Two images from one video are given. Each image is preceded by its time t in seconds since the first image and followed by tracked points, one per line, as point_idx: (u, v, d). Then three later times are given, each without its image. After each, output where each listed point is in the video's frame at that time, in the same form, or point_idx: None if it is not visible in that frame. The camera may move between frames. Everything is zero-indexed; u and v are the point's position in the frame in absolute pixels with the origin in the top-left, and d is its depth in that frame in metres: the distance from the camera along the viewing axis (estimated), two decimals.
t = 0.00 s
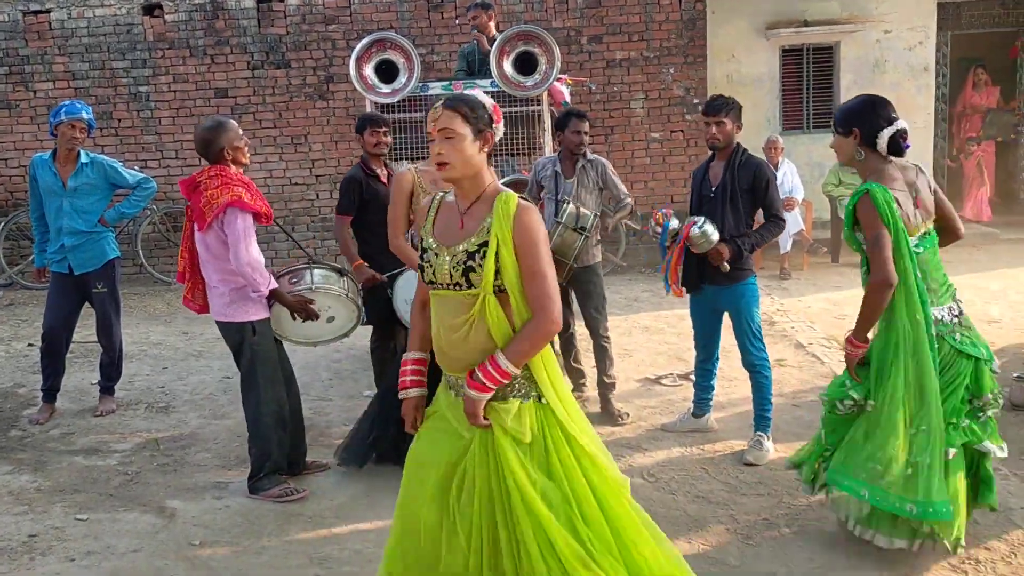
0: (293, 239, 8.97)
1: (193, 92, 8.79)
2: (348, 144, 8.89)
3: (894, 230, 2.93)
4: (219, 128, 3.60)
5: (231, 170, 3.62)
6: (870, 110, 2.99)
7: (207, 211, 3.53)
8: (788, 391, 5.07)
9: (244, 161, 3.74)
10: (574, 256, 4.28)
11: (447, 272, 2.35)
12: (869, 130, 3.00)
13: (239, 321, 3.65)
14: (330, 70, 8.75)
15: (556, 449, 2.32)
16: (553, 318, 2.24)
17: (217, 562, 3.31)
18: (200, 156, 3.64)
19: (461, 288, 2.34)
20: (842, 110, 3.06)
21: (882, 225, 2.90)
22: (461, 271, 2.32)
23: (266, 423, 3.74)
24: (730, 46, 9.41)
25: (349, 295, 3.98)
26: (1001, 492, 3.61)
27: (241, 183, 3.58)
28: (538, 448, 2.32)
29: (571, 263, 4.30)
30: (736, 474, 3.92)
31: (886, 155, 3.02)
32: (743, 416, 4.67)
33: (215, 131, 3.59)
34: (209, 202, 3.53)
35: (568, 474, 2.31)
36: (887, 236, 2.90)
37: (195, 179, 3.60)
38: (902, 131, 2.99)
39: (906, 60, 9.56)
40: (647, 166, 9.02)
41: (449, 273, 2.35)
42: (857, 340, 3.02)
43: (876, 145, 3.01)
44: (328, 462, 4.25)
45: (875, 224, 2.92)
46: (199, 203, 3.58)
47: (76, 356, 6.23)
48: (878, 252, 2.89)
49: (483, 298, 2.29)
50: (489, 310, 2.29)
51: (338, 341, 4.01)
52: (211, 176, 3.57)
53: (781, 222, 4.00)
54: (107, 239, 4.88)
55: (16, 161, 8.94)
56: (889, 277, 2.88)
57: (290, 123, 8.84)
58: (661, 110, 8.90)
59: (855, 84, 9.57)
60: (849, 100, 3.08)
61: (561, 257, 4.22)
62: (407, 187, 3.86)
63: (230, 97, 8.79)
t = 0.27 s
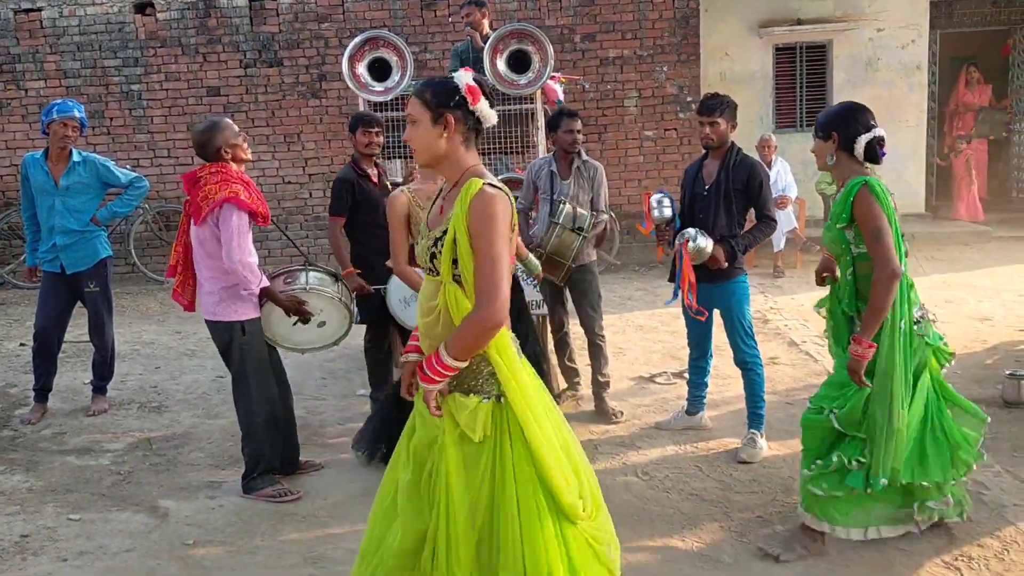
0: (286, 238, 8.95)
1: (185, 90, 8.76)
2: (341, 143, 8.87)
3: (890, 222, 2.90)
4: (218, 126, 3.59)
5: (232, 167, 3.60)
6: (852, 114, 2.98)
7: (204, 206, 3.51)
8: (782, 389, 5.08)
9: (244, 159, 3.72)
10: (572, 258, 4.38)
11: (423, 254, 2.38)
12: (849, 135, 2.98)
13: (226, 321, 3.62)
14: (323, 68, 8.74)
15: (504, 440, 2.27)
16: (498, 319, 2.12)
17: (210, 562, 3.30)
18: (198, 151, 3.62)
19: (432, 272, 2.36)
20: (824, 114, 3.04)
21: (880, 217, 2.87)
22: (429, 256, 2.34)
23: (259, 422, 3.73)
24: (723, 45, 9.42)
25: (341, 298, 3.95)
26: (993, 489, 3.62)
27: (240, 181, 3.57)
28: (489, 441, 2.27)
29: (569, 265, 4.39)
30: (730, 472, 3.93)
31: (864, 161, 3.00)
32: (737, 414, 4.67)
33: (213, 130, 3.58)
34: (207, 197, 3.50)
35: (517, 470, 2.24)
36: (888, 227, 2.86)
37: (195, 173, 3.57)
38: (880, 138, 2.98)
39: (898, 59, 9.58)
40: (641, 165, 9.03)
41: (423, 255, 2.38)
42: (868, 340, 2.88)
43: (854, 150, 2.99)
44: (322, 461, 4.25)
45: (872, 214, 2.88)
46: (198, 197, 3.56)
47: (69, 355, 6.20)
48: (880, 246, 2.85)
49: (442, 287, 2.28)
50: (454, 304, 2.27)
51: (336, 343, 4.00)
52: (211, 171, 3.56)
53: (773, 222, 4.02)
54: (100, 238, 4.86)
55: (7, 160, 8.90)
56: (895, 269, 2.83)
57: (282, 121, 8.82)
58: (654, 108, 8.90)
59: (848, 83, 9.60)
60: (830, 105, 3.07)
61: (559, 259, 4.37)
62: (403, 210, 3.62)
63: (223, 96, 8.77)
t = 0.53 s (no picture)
0: (280, 237, 8.94)
1: (178, 89, 8.74)
2: (334, 141, 8.86)
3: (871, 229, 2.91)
4: (213, 126, 3.58)
5: (223, 166, 3.59)
6: (837, 116, 3.00)
7: (196, 206, 3.51)
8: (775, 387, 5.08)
9: (236, 158, 3.71)
10: (561, 252, 4.40)
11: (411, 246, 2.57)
12: (834, 136, 2.99)
13: (220, 320, 3.62)
14: (316, 67, 8.72)
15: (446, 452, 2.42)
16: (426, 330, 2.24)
17: (203, 561, 3.29)
18: (191, 151, 3.61)
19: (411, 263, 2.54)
20: (809, 117, 3.06)
21: (860, 221, 2.88)
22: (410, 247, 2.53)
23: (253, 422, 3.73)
24: (717, 43, 9.44)
25: (335, 296, 3.94)
26: (985, 486, 3.64)
27: (232, 180, 3.56)
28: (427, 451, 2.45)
29: (560, 260, 4.41)
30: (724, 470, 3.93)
31: (849, 163, 3.00)
32: (731, 413, 4.68)
33: (208, 130, 3.58)
34: (200, 196, 3.50)
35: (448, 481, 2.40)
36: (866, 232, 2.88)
37: (187, 173, 3.57)
38: (864, 140, 2.98)
39: (891, 57, 9.60)
40: (635, 163, 9.03)
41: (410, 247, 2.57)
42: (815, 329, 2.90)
43: (839, 151, 2.99)
44: (315, 461, 4.24)
45: (854, 221, 2.89)
46: (190, 197, 3.55)
47: (61, 355, 6.18)
48: (859, 250, 2.86)
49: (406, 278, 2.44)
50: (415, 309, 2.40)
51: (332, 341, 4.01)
52: (203, 171, 3.54)
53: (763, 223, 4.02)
54: (92, 237, 4.84)
55: None
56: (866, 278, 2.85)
57: (276, 120, 8.80)
58: (648, 107, 8.91)
59: (841, 81, 9.62)
60: (816, 106, 3.08)
61: (550, 253, 4.39)
62: (397, 206, 3.51)
63: (216, 95, 8.75)
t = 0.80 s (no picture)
0: (273, 238, 8.92)
1: (170, 89, 8.71)
2: (327, 141, 8.84)
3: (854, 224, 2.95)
4: (206, 126, 3.57)
5: (217, 168, 3.58)
6: (823, 108, 3.00)
7: (189, 207, 3.49)
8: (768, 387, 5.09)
9: (229, 160, 3.70)
10: (557, 256, 4.35)
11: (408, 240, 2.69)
12: (818, 132, 2.99)
13: (214, 322, 3.62)
14: (309, 66, 8.70)
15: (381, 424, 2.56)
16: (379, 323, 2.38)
17: (196, 563, 3.28)
18: (185, 152, 3.60)
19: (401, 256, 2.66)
20: (795, 110, 3.06)
21: (841, 214, 2.91)
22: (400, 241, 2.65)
23: (245, 423, 3.72)
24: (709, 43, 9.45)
25: (329, 298, 3.90)
26: (978, 485, 3.65)
27: (226, 182, 3.55)
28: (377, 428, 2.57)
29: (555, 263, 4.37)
30: (717, 470, 3.94)
31: (834, 154, 3.01)
32: (724, 412, 4.69)
33: (201, 130, 3.56)
34: (192, 198, 3.48)
35: (385, 457, 2.53)
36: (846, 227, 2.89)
37: (180, 174, 3.56)
38: (850, 131, 2.98)
39: (883, 57, 9.63)
40: (628, 163, 9.04)
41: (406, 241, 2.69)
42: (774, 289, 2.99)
43: (824, 143, 2.99)
44: (309, 461, 4.23)
45: (838, 216, 2.91)
46: (183, 198, 3.54)
47: (53, 356, 6.16)
48: (836, 241, 2.87)
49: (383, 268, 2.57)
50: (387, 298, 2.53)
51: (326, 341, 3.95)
52: (196, 172, 3.53)
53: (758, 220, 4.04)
54: (84, 237, 4.82)
55: None
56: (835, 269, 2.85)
57: (268, 120, 8.78)
58: (641, 107, 8.91)
59: (833, 81, 9.64)
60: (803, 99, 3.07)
61: (545, 257, 4.34)
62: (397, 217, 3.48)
63: (208, 95, 8.72)
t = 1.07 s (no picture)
0: (264, 239, 8.91)
1: (161, 90, 8.69)
2: (319, 143, 8.82)
3: (805, 225, 2.89)
4: (197, 128, 3.56)
5: (207, 170, 3.57)
6: (795, 114, 3.00)
7: (179, 210, 3.49)
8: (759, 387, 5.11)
9: (220, 162, 3.69)
10: (548, 257, 4.34)
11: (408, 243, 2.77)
12: (786, 138, 3.00)
13: (205, 323, 3.61)
14: (300, 68, 8.69)
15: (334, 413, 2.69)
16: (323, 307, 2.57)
17: (187, 565, 3.27)
18: (175, 155, 3.59)
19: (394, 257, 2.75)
20: (768, 118, 3.07)
21: (788, 214, 2.88)
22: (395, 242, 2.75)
23: (237, 425, 3.71)
24: (700, 45, 9.48)
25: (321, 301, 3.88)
26: (969, 485, 3.66)
27: (216, 184, 3.54)
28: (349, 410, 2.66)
29: (546, 264, 4.36)
30: (709, 471, 3.95)
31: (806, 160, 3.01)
32: (716, 413, 4.70)
33: (192, 131, 3.55)
34: (183, 200, 3.47)
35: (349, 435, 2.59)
36: (794, 227, 2.87)
37: (170, 176, 3.55)
38: (818, 136, 2.96)
39: (874, 59, 9.67)
40: (620, 165, 9.05)
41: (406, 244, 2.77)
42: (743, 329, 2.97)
43: (794, 150, 2.99)
44: (300, 463, 4.23)
45: (785, 215, 2.89)
46: (173, 201, 3.53)
47: (43, 359, 6.13)
48: (783, 239, 2.85)
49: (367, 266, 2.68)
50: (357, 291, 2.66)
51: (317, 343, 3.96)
52: (186, 174, 3.52)
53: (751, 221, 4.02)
54: (73, 239, 4.80)
55: None
56: (774, 269, 2.84)
57: (259, 121, 8.76)
58: (633, 108, 8.93)
59: (824, 82, 9.67)
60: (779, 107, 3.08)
61: (537, 259, 4.34)
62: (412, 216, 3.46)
63: (199, 96, 8.70)
